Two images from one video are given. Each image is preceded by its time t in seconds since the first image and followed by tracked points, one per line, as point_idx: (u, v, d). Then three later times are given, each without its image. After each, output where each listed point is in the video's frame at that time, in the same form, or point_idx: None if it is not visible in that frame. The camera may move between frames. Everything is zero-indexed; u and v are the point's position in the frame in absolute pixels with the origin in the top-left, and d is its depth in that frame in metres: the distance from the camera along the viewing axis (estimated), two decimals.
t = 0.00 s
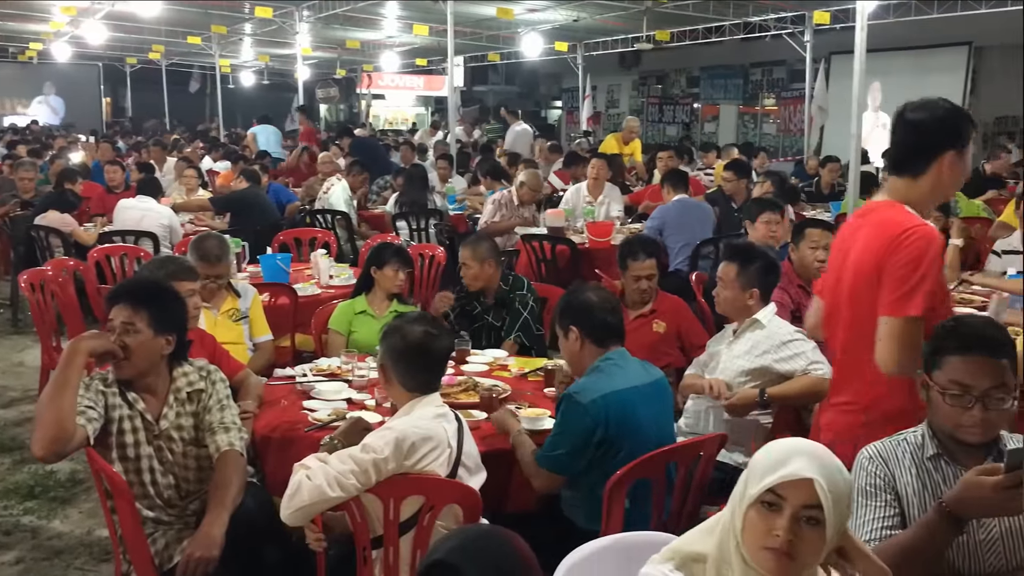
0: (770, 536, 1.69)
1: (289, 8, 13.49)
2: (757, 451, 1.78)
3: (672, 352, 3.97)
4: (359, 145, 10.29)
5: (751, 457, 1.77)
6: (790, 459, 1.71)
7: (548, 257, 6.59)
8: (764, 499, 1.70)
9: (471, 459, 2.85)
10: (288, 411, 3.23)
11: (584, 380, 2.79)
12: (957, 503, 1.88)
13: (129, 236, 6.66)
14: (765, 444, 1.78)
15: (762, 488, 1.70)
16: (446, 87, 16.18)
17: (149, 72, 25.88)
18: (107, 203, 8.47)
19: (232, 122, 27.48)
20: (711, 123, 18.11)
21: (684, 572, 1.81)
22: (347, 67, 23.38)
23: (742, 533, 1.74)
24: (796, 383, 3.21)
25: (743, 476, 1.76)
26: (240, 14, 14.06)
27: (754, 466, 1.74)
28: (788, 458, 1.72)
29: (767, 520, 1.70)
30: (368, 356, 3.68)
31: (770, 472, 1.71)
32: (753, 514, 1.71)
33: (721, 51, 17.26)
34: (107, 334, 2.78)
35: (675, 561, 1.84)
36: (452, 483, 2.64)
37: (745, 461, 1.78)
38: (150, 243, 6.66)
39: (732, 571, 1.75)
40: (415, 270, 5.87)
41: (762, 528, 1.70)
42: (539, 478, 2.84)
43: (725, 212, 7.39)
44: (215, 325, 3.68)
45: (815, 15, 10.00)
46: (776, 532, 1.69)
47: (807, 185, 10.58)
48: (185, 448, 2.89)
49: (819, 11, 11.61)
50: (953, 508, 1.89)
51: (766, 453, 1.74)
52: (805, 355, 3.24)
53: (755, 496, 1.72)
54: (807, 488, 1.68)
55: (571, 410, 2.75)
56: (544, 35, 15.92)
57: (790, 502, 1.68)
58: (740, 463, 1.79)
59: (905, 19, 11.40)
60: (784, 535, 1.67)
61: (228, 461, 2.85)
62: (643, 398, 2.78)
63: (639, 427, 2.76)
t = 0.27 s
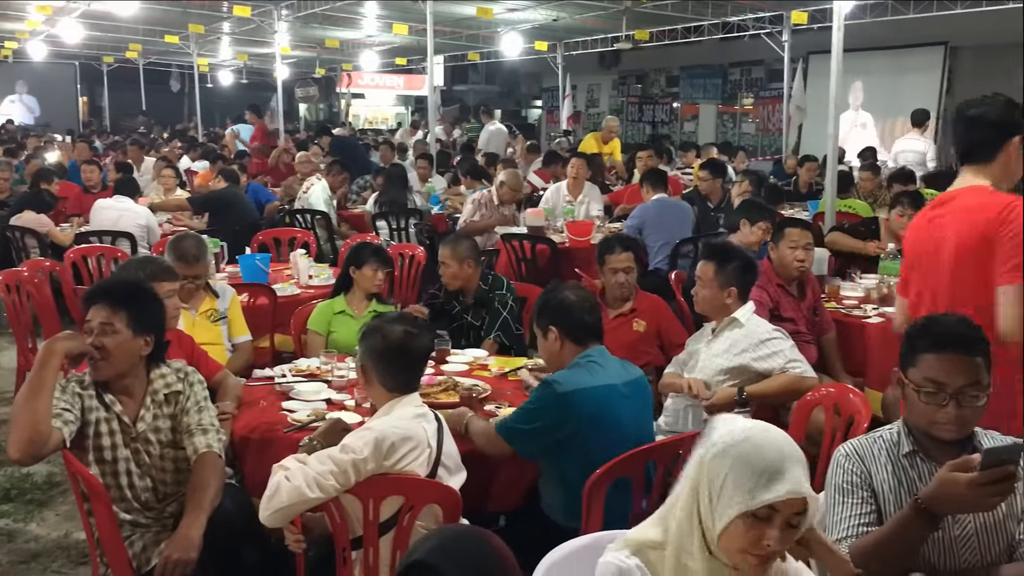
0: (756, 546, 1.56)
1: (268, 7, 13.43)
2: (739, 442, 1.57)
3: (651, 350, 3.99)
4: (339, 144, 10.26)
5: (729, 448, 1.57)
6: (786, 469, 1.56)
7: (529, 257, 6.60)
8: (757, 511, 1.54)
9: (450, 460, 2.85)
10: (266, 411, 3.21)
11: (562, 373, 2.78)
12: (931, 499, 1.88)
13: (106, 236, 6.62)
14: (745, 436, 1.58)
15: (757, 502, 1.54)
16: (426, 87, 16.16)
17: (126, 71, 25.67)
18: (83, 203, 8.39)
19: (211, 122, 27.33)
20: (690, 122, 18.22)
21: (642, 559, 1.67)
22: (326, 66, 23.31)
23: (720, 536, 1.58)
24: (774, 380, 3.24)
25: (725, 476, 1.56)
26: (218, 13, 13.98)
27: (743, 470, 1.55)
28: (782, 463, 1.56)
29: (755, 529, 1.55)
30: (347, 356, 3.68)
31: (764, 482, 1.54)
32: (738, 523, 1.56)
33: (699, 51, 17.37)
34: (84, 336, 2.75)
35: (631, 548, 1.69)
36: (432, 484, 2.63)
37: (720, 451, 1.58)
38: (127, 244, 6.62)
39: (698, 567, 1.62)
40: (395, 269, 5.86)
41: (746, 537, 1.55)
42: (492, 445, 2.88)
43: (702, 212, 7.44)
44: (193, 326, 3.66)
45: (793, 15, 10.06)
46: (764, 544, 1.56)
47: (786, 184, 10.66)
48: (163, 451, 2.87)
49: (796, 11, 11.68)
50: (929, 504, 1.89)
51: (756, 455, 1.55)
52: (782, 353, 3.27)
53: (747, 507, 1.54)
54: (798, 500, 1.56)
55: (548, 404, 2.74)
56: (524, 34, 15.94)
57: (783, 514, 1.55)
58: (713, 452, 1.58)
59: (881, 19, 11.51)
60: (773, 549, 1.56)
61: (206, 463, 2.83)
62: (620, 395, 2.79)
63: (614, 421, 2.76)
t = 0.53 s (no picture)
0: (735, 544, 1.57)
1: (246, 6, 13.34)
2: (713, 442, 1.55)
3: (631, 349, 4.00)
4: (318, 144, 10.22)
5: (705, 452, 1.53)
6: (763, 467, 1.56)
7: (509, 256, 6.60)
8: (742, 514, 1.54)
9: (430, 459, 2.84)
10: (245, 412, 3.20)
11: (541, 371, 2.79)
12: (905, 495, 1.89)
13: (83, 237, 6.56)
14: (715, 433, 1.55)
15: (743, 508, 1.53)
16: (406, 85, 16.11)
17: (103, 70, 25.45)
18: (59, 203, 8.31)
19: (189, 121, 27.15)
20: (671, 121, 18.27)
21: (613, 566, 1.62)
22: (305, 65, 23.20)
23: (699, 540, 1.57)
24: (751, 378, 3.26)
25: (706, 482, 1.53)
26: (196, 12, 13.88)
27: (725, 473, 1.53)
28: (757, 460, 1.56)
29: (737, 530, 1.55)
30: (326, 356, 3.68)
31: (747, 485, 1.54)
32: (722, 528, 1.54)
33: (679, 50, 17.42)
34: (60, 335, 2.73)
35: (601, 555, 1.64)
36: (412, 484, 2.62)
37: (693, 455, 1.54)
38: (105, 244, 6.57)
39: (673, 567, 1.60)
40: (375, 269, 5.85)
41: (729, 539, 1.55)
42: (470, 440, 2.90)
43: (681, 210, 7.47)
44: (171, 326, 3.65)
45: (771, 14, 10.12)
46: (744, 544, 1.57)
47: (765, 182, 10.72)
48: (140, 452, 2.86)
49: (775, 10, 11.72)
50: (904, 499, 1.90)
51: (735, 457, 1.54)
52: (760, 350, 3.30)
53: (732, 512, 1.53)
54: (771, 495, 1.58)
55: (527, 402, 2.73)
56: (504, 33, 15.93)
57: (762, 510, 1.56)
58: (687, 456, 1.54)
59: (858, 18, 11.59)
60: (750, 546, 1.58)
61: (184, 464, 2.82)
62: (597, 394, 2.79)
63: (590, 418, 2.77)
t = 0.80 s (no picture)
0: (712, 535, 1.59)
1: (223, 5, 13.27)
2: (681, 439, 1.56)
3: (609, 348, 4.01)
4: (296, 144, 10.19)
5: (674, 450, 1.54)
6: (732, 460, 1.59)
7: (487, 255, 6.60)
8: (714, 509, 1.56)
9: (407, 459, 2.83)
10: (222, 413, 3.19)
11: (519, 371, 2.79)
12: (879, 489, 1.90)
13: (58, 237, 6.51)
14: (683, 429, 1.57)
15: (716, 503, 1.56)
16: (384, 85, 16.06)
17: (80, 69, 25.22)
18: (34, 203, 8.23)
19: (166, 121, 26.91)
20: (650, 121, 18.33)
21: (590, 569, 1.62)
22: (284, 65, 23.10)
23: (675, 536, 1.58)
24: (727, 376, 3.29)
25: (678, 480, 1.55)
26: (172, 11, 13.80)
27: (696, 470, 1.55)
28: (724, 454, 1.59)
29: (711, 523, 1.57)
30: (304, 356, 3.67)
31: (718, 480, 1.56)
32: (697, 523, 1.56)
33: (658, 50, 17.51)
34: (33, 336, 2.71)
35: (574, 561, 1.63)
36: (390, 483, 2.60)
37: (663, 454, 1.55)
38: (80, 245, 6.52)
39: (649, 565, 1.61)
40: (354, 268, 5.83)
41: (703, 534, 1.58)
42: (447, 440, 2.92)
43: (659, 210, 7.50)
44: (147, 326, 3.63)
45: (748, 14, 10.18)
46: (718, 537, 1.59)
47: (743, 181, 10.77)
48: (116, 454, 2.84)
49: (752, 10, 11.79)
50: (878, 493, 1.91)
51: (703, 452, 1.56)
52: (737, 348, 3.34)
53: (705, 508, 1.55)
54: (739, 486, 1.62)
55: (504, 402, 2.74)
56: (482, 32, 15.92)
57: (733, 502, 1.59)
58: (657, 455, 1.55)
59: (835, 19, 11.67)
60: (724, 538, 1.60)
61: (160, 465, 2.80)
62: (576, 392, 2.80)
63: (567, 418, 2.77)
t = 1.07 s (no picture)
0: (681, 526, 1.59)
1: (197, 5, 13.18)
2: (637, 430, 1.58)
3: (585, 348, 4.02)
4: (272, 145, 10.14)
5: (630, 442, 1.56)
6: (691, 445, 1.60)
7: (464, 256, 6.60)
8: (676, 495, 1.57)
9: (382, 460, 2.82)
10: (196, 415, 3.17)
11: (494, 375, 2.80)
12: (852, 488, 1.91)
13: (30, 238, 6.44)
14: (638, 421, 1.59)
15: (677, 486, 1.56)
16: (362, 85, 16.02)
17: (53, 69, 24.94)
18: (5, 204, 8.14)
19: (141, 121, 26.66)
20: (627, 122, 18.38)
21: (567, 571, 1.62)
22: (260, 65, 22.96)
23: (644, 529, 1.58)
24: (702, 375, 3.31)
25: (636, 469, 1.56)
26: (146, 11, 13.69)
27: (653, 457, 1.56)
28: (682, 440, 1.60)
29: (676, 511, 1.58)
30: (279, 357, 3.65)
31: (677, 465, 1.57)
32: (662, 512, 1.57)
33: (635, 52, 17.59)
34: None
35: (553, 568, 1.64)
36: (365, 485, 2.58)
37: (621, 447, 1.57)
38: (52, 246, 6.46)
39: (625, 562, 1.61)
40: (330, 269, 5.81)
41: (672, 522, 1.58)
42: (423, 450, 2.87)
43: (636, 211, 7.53)
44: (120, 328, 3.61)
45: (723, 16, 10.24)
46: (688, 525, 1.59)
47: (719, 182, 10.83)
48: (88, 457, 2.81)
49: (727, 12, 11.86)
50: (850, 492, 1.92)
51: (659, 440, 1.57)
52: (711, 348, 3.34)
53: (667, 494, 1.56)
54: (703, 471, 1.62)
55: (479, 406, 2.74)
56: (459, 33, 15.91)
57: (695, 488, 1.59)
58: (615, 447, 1.57)
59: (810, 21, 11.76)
60: (695, 526, 1.60)
61: (132, 468, 2.78)
62: (550, 392, 2.81)
63: (543, 419, 2.78)
